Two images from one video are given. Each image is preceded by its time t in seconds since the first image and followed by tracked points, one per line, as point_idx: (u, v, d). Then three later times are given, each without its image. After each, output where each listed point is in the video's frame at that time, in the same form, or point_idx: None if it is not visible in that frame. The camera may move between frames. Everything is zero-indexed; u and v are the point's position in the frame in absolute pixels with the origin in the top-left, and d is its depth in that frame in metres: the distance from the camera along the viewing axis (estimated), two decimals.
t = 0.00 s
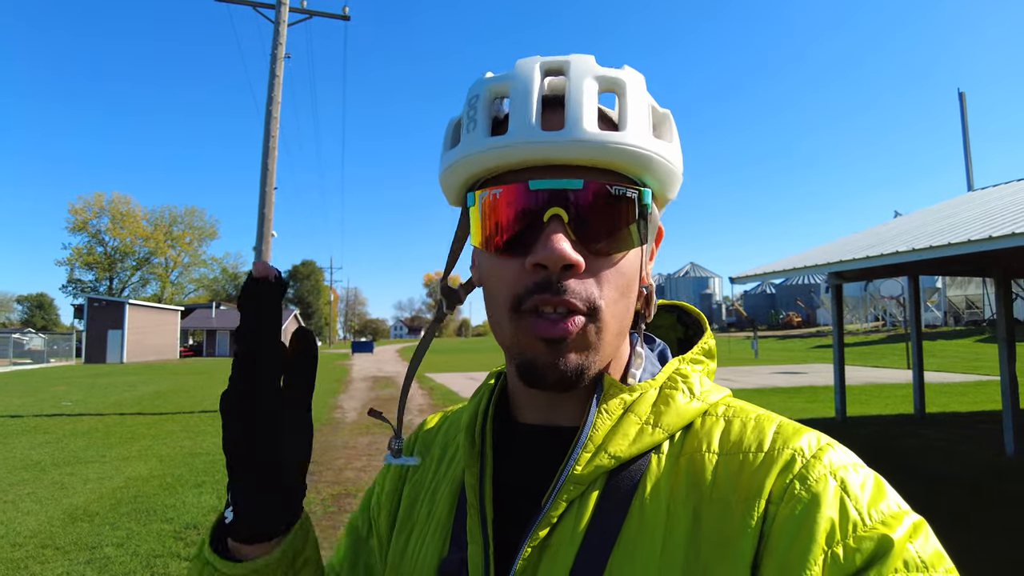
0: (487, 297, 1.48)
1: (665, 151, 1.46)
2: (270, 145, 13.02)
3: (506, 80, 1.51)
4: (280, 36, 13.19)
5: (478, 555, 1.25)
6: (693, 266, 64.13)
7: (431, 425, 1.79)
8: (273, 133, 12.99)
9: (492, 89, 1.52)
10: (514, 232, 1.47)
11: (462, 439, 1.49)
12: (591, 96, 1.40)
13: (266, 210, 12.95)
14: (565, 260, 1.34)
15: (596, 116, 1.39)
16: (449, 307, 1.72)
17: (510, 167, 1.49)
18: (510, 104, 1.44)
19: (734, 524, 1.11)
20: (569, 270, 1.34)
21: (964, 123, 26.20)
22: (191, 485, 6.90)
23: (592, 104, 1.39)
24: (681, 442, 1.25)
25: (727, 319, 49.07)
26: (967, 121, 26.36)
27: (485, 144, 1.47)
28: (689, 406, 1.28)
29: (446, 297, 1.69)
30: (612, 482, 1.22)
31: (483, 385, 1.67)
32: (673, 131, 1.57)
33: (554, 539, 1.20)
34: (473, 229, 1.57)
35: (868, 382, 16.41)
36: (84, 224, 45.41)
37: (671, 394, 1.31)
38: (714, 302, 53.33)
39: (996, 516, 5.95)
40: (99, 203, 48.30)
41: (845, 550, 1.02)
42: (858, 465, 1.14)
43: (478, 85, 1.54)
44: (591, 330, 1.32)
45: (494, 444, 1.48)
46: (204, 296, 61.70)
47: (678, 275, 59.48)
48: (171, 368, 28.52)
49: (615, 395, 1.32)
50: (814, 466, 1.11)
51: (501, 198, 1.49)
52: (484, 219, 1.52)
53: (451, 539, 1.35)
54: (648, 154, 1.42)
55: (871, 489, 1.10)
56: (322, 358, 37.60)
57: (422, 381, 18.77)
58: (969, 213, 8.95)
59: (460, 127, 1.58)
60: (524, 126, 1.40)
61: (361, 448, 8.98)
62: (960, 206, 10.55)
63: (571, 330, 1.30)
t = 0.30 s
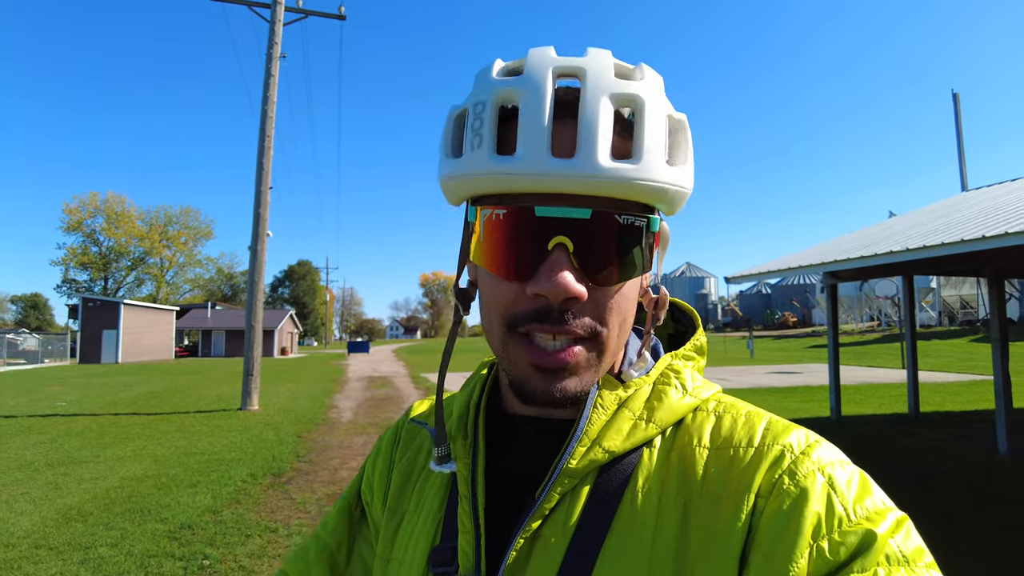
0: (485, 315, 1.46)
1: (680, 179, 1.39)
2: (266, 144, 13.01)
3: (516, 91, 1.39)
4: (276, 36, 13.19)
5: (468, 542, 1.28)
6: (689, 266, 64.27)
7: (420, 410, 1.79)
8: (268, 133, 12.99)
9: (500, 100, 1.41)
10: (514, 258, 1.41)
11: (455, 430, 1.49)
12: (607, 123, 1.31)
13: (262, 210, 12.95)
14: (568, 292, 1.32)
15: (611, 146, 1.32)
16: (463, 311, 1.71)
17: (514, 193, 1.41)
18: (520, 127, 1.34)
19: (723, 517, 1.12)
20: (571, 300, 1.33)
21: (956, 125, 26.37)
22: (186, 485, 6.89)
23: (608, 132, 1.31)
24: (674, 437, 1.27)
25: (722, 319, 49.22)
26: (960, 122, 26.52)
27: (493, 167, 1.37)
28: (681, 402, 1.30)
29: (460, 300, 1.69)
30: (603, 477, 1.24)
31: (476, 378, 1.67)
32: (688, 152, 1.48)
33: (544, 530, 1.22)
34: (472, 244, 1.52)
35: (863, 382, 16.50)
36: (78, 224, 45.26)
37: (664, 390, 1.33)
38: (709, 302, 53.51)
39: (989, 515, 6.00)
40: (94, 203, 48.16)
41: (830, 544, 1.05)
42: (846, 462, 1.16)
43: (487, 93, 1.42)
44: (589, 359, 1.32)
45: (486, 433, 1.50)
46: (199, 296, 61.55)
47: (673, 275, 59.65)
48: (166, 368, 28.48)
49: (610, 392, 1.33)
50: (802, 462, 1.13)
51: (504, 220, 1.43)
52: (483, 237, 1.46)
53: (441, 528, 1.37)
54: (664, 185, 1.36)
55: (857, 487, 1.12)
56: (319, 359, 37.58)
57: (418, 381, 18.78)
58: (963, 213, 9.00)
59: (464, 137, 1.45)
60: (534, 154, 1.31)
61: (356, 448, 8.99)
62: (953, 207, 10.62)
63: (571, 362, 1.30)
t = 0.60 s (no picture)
0: (467, 311, 1.49)
1: (659, 173, 1.42)
2: (263, 144, 13.02)
3: (495, 87, 1.41)
4: (273, 36, 13.20)
5: (449, 536, 1.31)
6: (687, 267, 64.35)
7: (404, 406, 1.82)
8: (266, 133, 13.00)
9: (479, 96, 1.43)
10: (495, 254, 1.44)
11: (438, 424, 1.52)
12: (584, 119, 1.34)
13: (259, 210, 12.96)
14: (548, 288, 1.35)
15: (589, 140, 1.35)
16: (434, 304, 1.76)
17: (493, 188, 1.44)
18: (498, 122, 1.37)
19: (702, 514, 1.15)
20: (552, 295, 1.35)
21: (953, 124, 26.44)
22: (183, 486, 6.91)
23: (585, 127, 1.34)
24: (653, 434, 1.30)
25: (721, 319, 49.23)
26: (957, 122, 26.59)
27: (472, 162, 1.40)
28: (663, 398, 1.33)
29: (430, 294, 1.73)
30: (583, 473, 1.27)
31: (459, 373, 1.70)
32: (667, 144, 1.50)
33: (525, 525, 1.25)
34: (453, 242, 1.54)
35: (860, 382, 16.56)
36: (76, 224, 45.19)
37: (646, 385, 1.36)
38: (707, 302, 53.59)
39: (983, 514, 6.04)
40: (92, 203, 48.06)
41: (808, 540, 1.08)
42: (824, 459, 1.19)
43: (466, 90, 1.45)
44: (570, 356, 1.35)
45: (469, 428, 1.52)
46: (197, 296, 61.46)
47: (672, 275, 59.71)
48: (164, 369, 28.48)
49: (591, 387, 1.36)
50: (782, 459, 1.16)
51: (484, 217, 1.46)
52: (464, 234, 1.49)
53: (424, 520, 1.40)
54: (641, 179, 1.39)
55: (836, 483, 1.15)
56: (318, 359, 37.55)
57: (416, 382, 18.77)
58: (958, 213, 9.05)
59: (443, 133, 1.48)
60: (514, 149, 1.34)
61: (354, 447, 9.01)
62: (949, 207, 10.67)
63: (553, 358, 1.33)
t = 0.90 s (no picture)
0: (464, 312, 1.49)
1: (654, 167, 1.41)
2: (263, 144, 13.02)
3: (484, 86, 1.41)
4: (273, 36, 13.19)
5: (454, 532, 1.31)
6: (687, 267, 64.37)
7: (407, 402, 1.82)
8: (265, 132, 13.00)
9: (467, 95, 1.42)
10: (491, 256, 1.44)
11: (442, 419, 1.52)
12: (577, 116, 1.33)
13: (259, 209, 12.96)
14: (547, 288, 1.35)
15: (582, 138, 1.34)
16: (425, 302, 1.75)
17: (486, 190, 1.44)
18: (488, 123, 1.36)
19: (706, 504, 1.16)
20: (551, 295, 1.36)
21: (953, 125, 26.45)
22: (184, 485, 6.90)
23: (577, 123, 1.33)
24: (656, 426, 1.30)
25: (721, 319, 49.20)
26: (957, 123, 26.61)
27: (465, 164, 1.39)
28: (666, 390, 1.33)
29: (422, 293, 1.73)
30: (587, 467, 1.27)
31: (463, 367, 1.70)
32: (661, 137, 1.50)
33: (531, 520, 1.25)
34: (448, 243, 1.54)
35: (860, 382, 16.56)
36: (76, 224, 45.24)
37: (649, 377, 1.36)
38: (707, 302, 53.59)
39: (983, 513, 6.05)
40: (91, 203, 48.03)
41: (813, 531, 1.08)
42: (829, 448, 1.20)
43: (453, 90, 1.43)
44: (573, 352, 1.35)
45: (473, 422, 1.53)
46: (197, 297, 61.46)
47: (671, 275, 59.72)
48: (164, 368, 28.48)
49: (595, 380, 1.36)
50: (786, 449, 1.16)
51: (479, 220, 1.46)
52: (461, 235, 1.49)
53: (429, 516, 1.40)
54: (635, 175, 1.38)
55: (841, 473, 1.15)
56: (317, 358, 37.52)
57: (416, 381, 18.79)
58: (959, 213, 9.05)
59: (433, 137, 1.47)
60: (506, 152, 1.34)
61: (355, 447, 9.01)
62: (949, 206, 10.67)
63: (554, 357, 1.33)
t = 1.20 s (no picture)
0: (461, 305, 1.49)
1: (645, 154, 1.41)
2: (263, 143, 13.00)
3: (474, 78, 1.41)
4: (272, 35, 13.18)
5: (456, 530, 1.30)
6: (686, 267, 64.39)
7: (409, 402, 1.81)
8: (265, 132, 12.99)
9: (458, 89, 1.43)
10: (487, 249, 1.44)
11: (442, 418, 1.51)
12: (566, 105, 1.33)
13: (259, 208, 12.95)
14: (542, 276, 1.34)
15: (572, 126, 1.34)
16: (426, 302, 1.75)
17: (480, 180, 1.44)
18: (479, 114, 1.36)
19: (707, 501, 1.15)
20: (547, 284, 1.35)
21: (952, 125, 26.44)
22: (183, 485, 6.88)
23: (567, 112, 1.33)
24: (656, 423, 1.29)
25: (720, 319, 49.18)
26: (956, 123, 26.63)
27: (457, 156, 1.40)
28: (665, 386, 1.32)
29: (422, 293, 1.73)
30: (586, 464, 1.26)
31: (464, 367, 1.69)
32: (652, 126, 1.49)
33: (530, 518, 1.24)
34: (445, 237, 1.54)
35: (860, 382, 16.56)
36: (75, 223, 45.19)
37: (648, 373, 1.36)
38: (706, 302, 53.58)
39: (984, 513, 6.05)
40: (91, 202, 47.95)
41: (813, 527, 1.07)
42: (829, 445, 1.19)
43: (445, 84, 1.44)
44: (570, 342, 1.34)
45: (473, 421, 1.52)
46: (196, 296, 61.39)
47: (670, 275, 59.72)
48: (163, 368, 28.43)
49: (594, 377, 1.35)
50: (786, 445, 1.15)
51: (473, 212, 1.46)
52: (457, 229, 1.49)
53: (431, 515, 1.39)
54: (627, 161, 1.37)
55: (842, 469, 1.14)
56: (317, 358, 37.49)
57: (416, 381, 18.77)
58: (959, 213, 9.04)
59: (426, 132, 1.48)
60: (498, 141, 1.34)
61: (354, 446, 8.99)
62: (949, 206, 10.67)
63: (549, 350, 1.32)
